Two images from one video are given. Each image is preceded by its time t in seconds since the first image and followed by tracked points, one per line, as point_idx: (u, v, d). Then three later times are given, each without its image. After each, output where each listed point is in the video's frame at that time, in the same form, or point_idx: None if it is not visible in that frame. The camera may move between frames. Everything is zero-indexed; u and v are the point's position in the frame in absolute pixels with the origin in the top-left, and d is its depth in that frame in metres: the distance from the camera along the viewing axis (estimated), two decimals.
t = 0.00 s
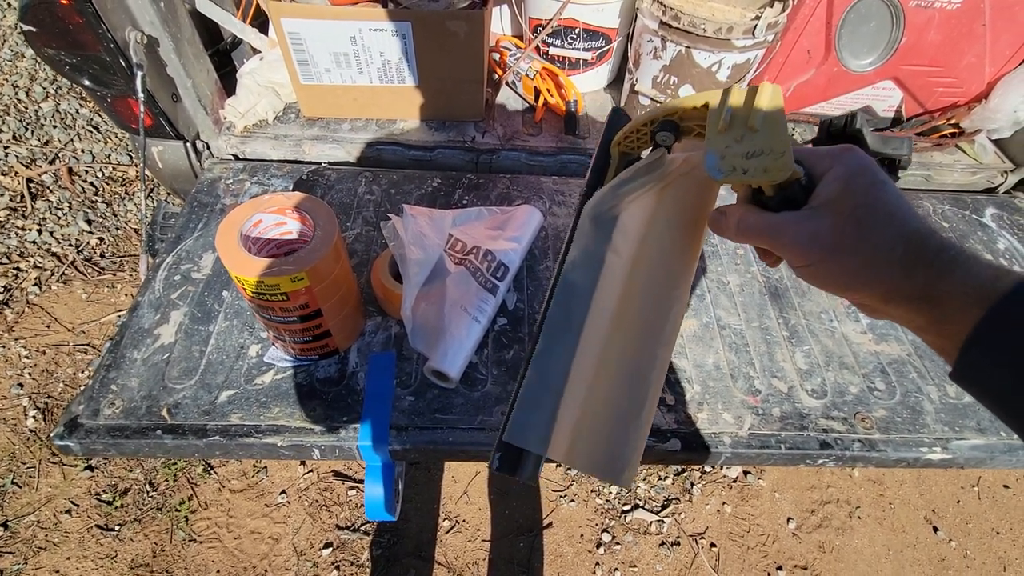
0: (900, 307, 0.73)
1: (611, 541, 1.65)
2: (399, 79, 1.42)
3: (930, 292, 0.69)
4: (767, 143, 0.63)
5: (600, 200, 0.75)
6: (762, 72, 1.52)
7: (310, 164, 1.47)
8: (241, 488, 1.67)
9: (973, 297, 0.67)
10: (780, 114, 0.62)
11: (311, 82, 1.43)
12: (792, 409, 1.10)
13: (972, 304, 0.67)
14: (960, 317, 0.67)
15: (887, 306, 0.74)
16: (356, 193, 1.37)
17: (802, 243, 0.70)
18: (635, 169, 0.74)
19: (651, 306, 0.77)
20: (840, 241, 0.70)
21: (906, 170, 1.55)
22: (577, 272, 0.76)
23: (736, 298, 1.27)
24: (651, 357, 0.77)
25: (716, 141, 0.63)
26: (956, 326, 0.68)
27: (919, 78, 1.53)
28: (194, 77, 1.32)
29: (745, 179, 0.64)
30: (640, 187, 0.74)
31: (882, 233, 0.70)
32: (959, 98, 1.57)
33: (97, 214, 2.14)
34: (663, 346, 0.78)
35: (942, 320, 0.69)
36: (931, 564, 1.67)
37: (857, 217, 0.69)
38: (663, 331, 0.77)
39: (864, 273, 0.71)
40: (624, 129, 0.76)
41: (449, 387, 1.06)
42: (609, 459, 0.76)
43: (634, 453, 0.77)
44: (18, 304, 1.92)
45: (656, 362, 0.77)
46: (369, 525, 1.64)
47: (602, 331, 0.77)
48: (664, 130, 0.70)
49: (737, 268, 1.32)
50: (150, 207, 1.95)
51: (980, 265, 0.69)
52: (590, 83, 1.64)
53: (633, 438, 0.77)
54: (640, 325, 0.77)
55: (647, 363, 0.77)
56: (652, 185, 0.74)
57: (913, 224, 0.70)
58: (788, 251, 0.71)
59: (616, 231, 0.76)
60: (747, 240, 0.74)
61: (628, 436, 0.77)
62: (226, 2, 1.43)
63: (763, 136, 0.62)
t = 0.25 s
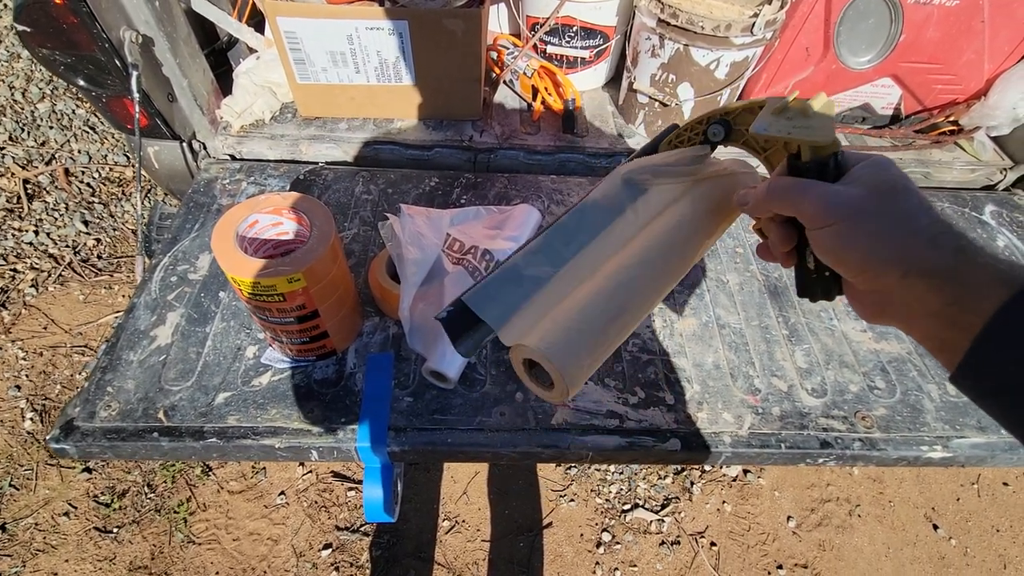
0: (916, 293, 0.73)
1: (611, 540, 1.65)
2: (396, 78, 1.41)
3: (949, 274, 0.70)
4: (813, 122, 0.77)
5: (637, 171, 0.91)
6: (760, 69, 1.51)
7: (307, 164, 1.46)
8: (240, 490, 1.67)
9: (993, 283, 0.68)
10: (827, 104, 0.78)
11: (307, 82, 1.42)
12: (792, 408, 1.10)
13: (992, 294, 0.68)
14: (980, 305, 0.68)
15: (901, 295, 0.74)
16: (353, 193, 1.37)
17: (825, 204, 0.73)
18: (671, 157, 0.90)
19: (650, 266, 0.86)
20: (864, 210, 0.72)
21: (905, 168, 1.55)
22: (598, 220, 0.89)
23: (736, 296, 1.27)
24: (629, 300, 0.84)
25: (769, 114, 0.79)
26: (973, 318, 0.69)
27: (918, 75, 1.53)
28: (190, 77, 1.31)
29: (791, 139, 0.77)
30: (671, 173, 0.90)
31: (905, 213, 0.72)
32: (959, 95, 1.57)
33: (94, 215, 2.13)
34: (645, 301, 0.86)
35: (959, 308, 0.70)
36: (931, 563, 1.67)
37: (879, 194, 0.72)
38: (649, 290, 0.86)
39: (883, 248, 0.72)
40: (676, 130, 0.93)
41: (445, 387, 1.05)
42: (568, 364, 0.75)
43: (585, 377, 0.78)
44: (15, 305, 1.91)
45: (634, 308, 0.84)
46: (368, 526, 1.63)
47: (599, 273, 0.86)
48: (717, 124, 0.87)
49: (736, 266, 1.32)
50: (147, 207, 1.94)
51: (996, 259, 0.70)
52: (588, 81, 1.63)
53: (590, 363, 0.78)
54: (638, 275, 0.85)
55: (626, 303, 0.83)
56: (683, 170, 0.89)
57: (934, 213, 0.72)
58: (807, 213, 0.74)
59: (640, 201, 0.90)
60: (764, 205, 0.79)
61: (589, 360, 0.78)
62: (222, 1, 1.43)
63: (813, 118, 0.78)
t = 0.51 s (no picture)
0: (923, 292, 0.73)
1: (611, 540, 1.65)
2: (393, 78, 1.41)
3: (956, 273, 0.71)
4: (822, 125, 0.80)
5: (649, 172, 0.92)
6: (757, 67, 1.52)
7: (304, 165, 1.46)
8: (239, 492, 1.66)
9: (1000, 281, 0.69)
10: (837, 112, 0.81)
11: (303, 83, 1.42)
12: (791, 407, 1.09)
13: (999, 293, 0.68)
14: (987, 304, 0.69)
15: (907, 294, 0.75)
16: (350, 194, 1.36)
17: (836, 199, 0.73)
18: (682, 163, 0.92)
19: (652, 260, 0.85)
20: (875, 207, 0.73)
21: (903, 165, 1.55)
22: (607, 214, 0.90)
23: (734, 296, 1.26)
24: (629, 288, 0.83)
25: (780, 119, 0.83)
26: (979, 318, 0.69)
27: (914, 73, 1.52)
28: (185, 79, 1.30)
29: (801, 139, 0.80)
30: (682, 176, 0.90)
31: (914, 215, 0.73)
32: (956, 93, 1.56)
33: (91, 218, 2.13)
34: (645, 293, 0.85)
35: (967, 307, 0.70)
36: (931, 560, 1.67)
37: (889, 194, 0.73)
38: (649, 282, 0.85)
39: (892, 246, 0.73)
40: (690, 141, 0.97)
41: (444, 389, 1.05)
42: (564, 339, 0.75)
43: (580, 357, 0.78)
44: (13, 309, 1.91)
45: (635, 295, 0.84)
46: (368, 527, 1.63)
47: (602, 262, 0.86)
48: (728, 132, 0.90)
49: (734, 266, 1.32)
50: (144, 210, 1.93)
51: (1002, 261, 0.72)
52: (585, 81, 1.63)
53: (589, 341, 0.78)
54: (640, 265, 0.85)
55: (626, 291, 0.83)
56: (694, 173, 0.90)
57: (940, 216, 0.74)
58: (818, 208, 0.74)
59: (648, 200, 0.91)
60: (771, 200, 0.78)
61: (588, 340, 0.78)
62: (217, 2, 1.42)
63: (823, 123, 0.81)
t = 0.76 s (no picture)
0: (925, 294, 0.74)
1: (612, 539, 1.65)
2: (392, 78, 1.40)
3: (958, 275, 0.71)
4: (821, 133, 0.81)
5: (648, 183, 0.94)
6: (757, 65, 1.52)
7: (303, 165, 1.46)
8: (240, 493, 1.66)
9: (1002, 283, 0.69)
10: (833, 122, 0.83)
11: (303, 83, 1.42)
12: (792, 406, 1.09)
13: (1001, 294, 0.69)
14: (990, 305, 0.69)
15: (909, 297, 0.75)
16: (350, 195, 1.36)
17: (838, 203, 0.72)
18: (682, 171, 0.93)
19: (655, 263, 0.85)
20: (878, 210, 0.72)
21: (903, 163, 1.55)
22: (605, 224, 0.92)
23: (735, 294, 1.26)
24: (633, 291, 0.83)
25: (779, 126, 0.84)
26: (981, 318, 0.69)
27: (914, 71, 1.52)
28: (184, 80, 1.30)
29: (801, 146, 0.81)
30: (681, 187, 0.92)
31: (916, 218, 0.73)
32: (956, 91, 1.56)
33: (90, 219, 2.12)
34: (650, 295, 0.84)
35: (969, 309, 0.70)
36: (932, 558, 1.67)
37: (891, 198, 0.73)
38: (653, 286, 0.84)
39: (894, 248, 0.73)
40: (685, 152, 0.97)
41: (445, 388, 1.05)
42: (571, 341, 0.75)
43: (586, 361, 0.77)
44: (12, 310, 1.91)
45: (641, 298, 0.83)
46: (369, 527, 1.63)
47: (605, 268, 0.86)
48: (726, 142, 0.90)
49: (735, 264, 1.32)
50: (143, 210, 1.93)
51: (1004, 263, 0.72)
52: (585, 80, 1.63)
53: (596, 345, 0.78)
54: (644, 268, 0.84)
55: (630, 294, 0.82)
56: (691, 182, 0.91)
57: (941, 218, 0.74)
58: (819, 210, 0.73)
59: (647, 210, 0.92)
60: (771, 204, 0.77)
61: (593, 341, 0.77)
62: (216, 2, 1.42)
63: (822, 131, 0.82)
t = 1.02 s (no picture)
0: (923, 291, 0.74)
1: (613, 538, 1.65)
2: (392, 78, 1.40)
3: (955, 271, 0.72)
4: (814, 131, 0.80)
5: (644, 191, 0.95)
6: (756, 65, 1.52)
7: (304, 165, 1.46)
8: (241, 493, 1.66)
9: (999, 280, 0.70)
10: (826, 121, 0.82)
11: (303, 83, 1.41)
12: (793, 404, 1.09)
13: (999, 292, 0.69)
14: (988, 302, 0.70)
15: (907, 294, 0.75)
16: (350, 195, 1.36)
17: (832, 203, 0.72)
18: (680, 176, 0.93)
19: (653, 270, 0.85)
20: (872, 210, 0.72)
21: (903, 162, 1.55)
22: (601, 233, 0.93)
23: (735, 293, 1.27)
24: (631, 298, 0.83)
25: (770, 129, 0.84)
26: (981, 315, 0.70)
27: (914, 69, 1.52)
28: (184, 80, 1.30)
29: (792, 146, 0.80)
30: (677, 194, 0.92)
31: (911, 216, 0.73)
32: (955, 89, 1.56)
33: (90, 220, 2.12)
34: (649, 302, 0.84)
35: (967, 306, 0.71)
36: (933, 556, 1.67)
37: (885, 197, 0.74)
38: (652, 292, 0.84)
39: (891, 246, 0.72)
40: (681, 157, 0.98)
41: (446, 388, 1.05)
42: (571, 354, 0.74)
43: (588, 372, 0.77)
44: (12, 311, 1.90)
45: (639, 308, 0.83)
46: (370, 527, 1.63)
47: (603, 279, 0.87)
48: (719, 146, 0.91)
49: (735, 263, 1.32)
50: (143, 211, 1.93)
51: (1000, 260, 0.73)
52: (585, 79, 1.63)
53: (597, 356, 0.78)
54: (642, 276, 0.85)
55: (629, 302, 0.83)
56: (687, 189, 0.92)
57: (937, 216, 0.74)
58: (814, 211, 0.73)
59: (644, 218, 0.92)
60: (766, 209, 0.77)
61: (593, 350, 0.78)
62: (215, 3, 1.42)
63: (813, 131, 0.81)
